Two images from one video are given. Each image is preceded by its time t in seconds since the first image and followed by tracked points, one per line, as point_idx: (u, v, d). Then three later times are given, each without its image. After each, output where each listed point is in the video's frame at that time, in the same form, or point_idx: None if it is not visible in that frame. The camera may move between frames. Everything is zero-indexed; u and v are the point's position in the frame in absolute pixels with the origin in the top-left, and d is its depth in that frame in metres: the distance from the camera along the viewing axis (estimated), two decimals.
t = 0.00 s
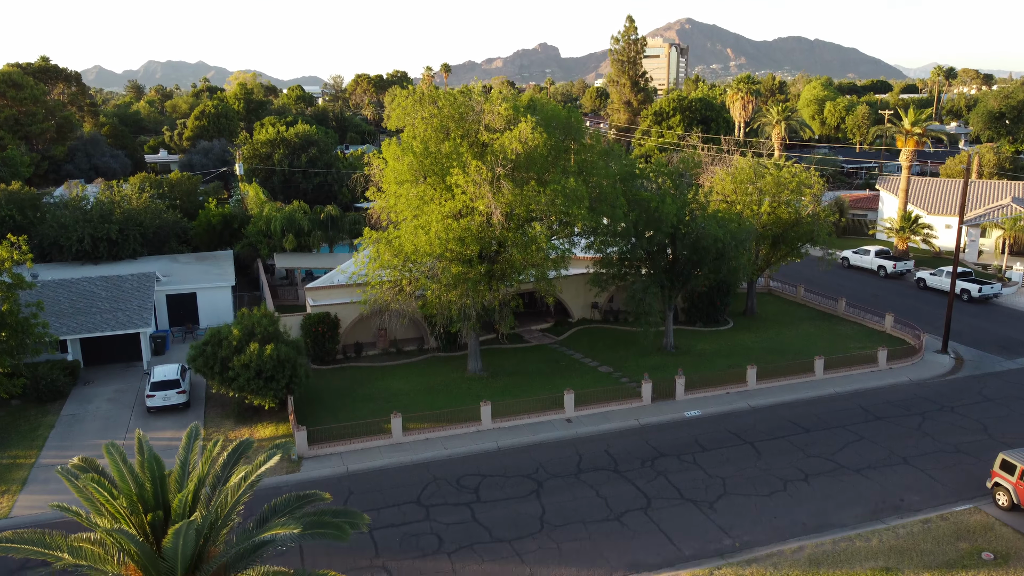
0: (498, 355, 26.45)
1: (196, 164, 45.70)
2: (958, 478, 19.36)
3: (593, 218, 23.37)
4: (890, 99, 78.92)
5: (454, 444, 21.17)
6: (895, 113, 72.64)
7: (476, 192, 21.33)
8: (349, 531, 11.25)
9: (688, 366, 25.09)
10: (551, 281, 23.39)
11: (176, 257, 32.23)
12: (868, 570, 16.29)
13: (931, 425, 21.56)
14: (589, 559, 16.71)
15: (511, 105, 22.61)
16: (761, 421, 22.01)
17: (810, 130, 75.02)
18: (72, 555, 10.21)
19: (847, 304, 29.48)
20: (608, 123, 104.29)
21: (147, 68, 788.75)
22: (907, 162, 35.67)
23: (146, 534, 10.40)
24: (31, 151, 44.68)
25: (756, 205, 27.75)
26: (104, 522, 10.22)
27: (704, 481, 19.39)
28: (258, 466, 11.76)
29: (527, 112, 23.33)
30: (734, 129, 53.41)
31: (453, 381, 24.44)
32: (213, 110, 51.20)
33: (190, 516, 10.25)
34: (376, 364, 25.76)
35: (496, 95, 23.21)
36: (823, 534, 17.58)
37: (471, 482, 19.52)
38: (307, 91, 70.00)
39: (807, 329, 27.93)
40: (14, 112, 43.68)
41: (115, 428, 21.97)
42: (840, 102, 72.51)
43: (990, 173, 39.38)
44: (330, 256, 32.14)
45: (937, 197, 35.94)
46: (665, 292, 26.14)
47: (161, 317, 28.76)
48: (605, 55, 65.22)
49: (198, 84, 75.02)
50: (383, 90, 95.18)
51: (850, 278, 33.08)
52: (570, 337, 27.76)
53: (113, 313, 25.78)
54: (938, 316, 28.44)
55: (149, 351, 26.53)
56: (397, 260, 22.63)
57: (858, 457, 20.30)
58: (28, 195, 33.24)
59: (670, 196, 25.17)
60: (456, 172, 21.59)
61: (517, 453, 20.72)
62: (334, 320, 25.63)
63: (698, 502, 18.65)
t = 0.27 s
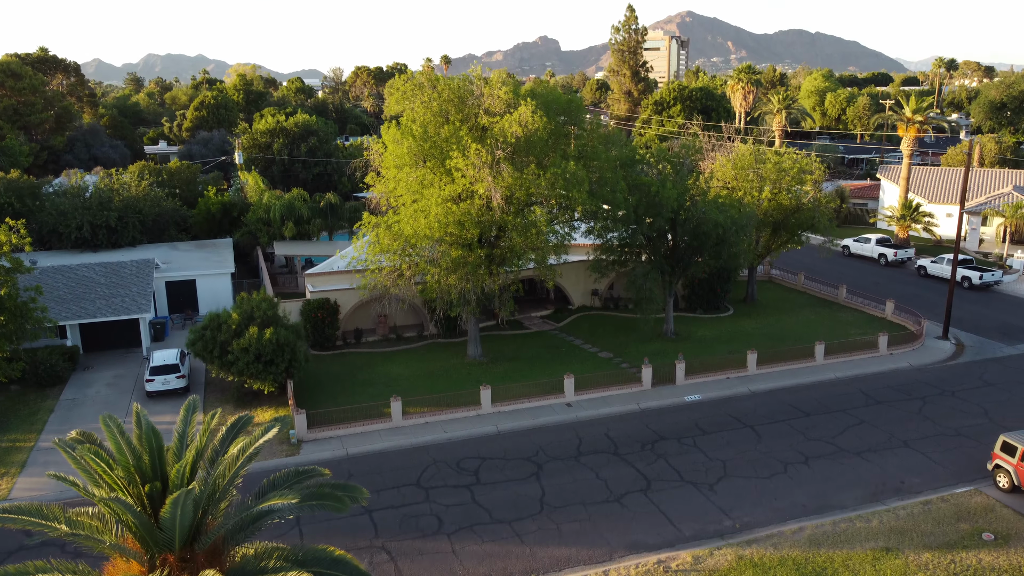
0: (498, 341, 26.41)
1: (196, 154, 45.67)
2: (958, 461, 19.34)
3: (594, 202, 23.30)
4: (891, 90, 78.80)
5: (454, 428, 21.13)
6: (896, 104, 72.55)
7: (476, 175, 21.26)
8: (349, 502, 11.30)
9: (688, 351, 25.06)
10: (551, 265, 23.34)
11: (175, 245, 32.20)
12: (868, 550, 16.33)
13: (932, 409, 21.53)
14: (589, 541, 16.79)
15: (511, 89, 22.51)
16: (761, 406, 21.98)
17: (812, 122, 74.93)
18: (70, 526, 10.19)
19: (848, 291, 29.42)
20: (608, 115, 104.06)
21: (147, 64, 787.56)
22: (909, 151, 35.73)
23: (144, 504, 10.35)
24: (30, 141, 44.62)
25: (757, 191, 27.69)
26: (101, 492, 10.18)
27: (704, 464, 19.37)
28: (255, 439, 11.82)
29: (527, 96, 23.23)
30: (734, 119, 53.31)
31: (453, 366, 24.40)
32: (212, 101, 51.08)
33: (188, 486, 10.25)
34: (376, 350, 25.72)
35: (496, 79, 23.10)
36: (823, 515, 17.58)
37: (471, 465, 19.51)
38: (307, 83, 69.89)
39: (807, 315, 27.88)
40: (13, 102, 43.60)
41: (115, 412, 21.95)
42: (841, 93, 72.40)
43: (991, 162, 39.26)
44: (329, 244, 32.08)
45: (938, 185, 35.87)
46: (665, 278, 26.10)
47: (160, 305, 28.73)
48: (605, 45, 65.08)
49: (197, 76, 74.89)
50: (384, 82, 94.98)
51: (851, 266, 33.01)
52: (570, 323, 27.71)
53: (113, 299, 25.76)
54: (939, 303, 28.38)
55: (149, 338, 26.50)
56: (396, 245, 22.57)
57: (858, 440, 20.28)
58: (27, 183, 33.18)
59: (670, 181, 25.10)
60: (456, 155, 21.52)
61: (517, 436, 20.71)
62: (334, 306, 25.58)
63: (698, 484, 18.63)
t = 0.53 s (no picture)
0: (498, 327, 26.36)
1: (195, 144, 45.62)
2: (959, 444, 19.31)
3: (594, 186, 23.22)
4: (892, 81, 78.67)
5: (454, 412, 21.10)
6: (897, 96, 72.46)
7: (476, 159, 21.18)
8: (348, 475, 11.39)
9: (688, 337, 25.02)
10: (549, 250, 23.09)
11: (174, 232, 32.14)
12: (868, 531, 16.34)
13: (932, 393, 21.50)
14: (589, 522, 16.81)
15: (511, 72, 22.39)
16: (761, 390, 21.96)
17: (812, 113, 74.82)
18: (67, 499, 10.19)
19: (849, 278, 29.35)
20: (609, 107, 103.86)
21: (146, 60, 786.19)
22: (910, 139, 35.67)
23: (141, 475, 10.31)
24: (29, 131, 44.53)
25: (758, 177, 27.61)
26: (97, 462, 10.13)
27: (704, 447, 19.34)
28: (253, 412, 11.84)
29: (527, 80, 23.13)
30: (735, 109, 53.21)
31: (453, 351, 24.37)
32: (212, 92, 51.00)
33: (185, 457, 10.21)
34: (376, 336, 25.67)
35: (496, 62, 22.98)
36: (824, 497, 17.56)
37: (470, 448, 19.47)
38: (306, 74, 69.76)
39: (807, 302, 27.81)
40: (12, 92, 43.49)
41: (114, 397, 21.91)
42: (842, 85, 72.29)
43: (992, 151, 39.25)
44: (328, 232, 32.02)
45: (939, 174, 35.80)
46: (665, 264, 26.04)
47: (160, 292, 28.67)
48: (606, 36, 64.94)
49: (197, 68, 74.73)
50: (383, 74, 94.77)
51: (852, 254, 32.94)
52: (570, 310, 27.65)
53: (112, 285, 25.71)
54: (940, 290, 28.34)
55: (148, 324, 26.45)
56: (395, 229, 22.49)
57: (859, 423, 20.25)
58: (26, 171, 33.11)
59: (671, 166, 25.03)
60: (455, 138, 21.43)
61: (517, 420, 20.68)
62: (334, 292, 25.52)
63: (698, 466, 18.59)
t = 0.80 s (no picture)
0: (498, 313, 26.30)
1: (194, 134, 45.59)
2: (960, 427, 19.27)
3: (594, 170, 23.13)
4: (893, 73, 78.54)
5: (453, 396, 21.06)
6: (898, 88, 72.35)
7: (475, 141, 21.08)
8: (347, 448, 11.44)
9: (689, 323, 24.97)
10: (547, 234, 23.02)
11: (173, 220, 32.07)
12: (868, 512, 16.34)
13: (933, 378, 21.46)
14: (589, 503, 16.81)
15: (511, 55, 22.25)
16: (762, 374, 21.93)
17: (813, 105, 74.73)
18: (63, 470, 10.14)
19: (849, 266, 29.28)
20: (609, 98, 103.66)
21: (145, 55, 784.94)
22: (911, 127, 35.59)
23: (138, 446, 10.24)
24: (28, 121, 44.42)
25: (759, 163, 27.52)
26: (94, 432, 10.05)
27: (705, 429, 19.30)
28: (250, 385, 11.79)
29: (527, 63, 23.00)
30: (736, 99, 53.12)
31: (453, 337, 24.31)
32: (211, 82, 50.92)
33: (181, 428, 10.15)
34: (376, 322, 25.60)
35: (496, 45, 22.83)
36: (824, 478, 17.54)
37: (470, 430, 19.43)
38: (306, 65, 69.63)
39: (808, 289, 27.75)
40: (10, 82, 43.37)
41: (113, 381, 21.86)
42: (843, 76, 72.18)
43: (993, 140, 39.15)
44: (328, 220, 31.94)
45: (941, 162, 35.72)
46: (665, 250, 25.99)
47: (159, 278, 28.62)
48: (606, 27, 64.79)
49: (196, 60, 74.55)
50: (383, 66, 94.55)
51: (853, 242, 32.87)
52: (570, 296, 27.60)
53: (110, 270, 25.65)
54: (941, 277, 28.29)
55: (147, 310, 26.39)
56: (395, 213, 22.41)
57: (860, 406, 20.21)
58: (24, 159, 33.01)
59: (672, 151, 24.94)
60: (454, 121, 21.32)
61: (517, 403, 20.64)
62: (333, 278, 25.44)
63: (699, 449, 18.55)
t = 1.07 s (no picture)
0: (498, 299, 26.22)
1: (194, 124, 45.56)
2: (962, 410, 19.23)
3: (594, 154, 23.02)
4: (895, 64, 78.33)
5: (453, 379, 21.01)
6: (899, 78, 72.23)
7: (475, 124, 20.98)
8: (345, 420, 11.18)
9: (689, 308, 24.92)
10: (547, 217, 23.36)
11: (172, 208, 32.01)
12: (869, 493, 16.34)
13: (935, 362, 21.41)
14: (589, 484, 16.78)
15: (510, 37, 22.11)
16: (763, 358, 21.88)
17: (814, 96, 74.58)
18: (60, 442, 10.09)
19: (851, 252, 29.18)
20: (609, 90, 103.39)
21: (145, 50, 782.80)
22: (913, 114, 35.51)
23: (134, 417, 10.17)
24: (26, 111, 44.29)
25: (760, 149, 27.44)
26: (89, 402, 9.97)
27: (705, 412, 19.26)
28: (248, 358, 11.69)
29: (527, 46, 22.87)
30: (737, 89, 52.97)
31: (453, 322, 24.26)
32: (210, 72, 50.87)
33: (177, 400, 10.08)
34: (376, 308, 25.52)
35: (495, 28, 22.69)
36: (825, 460, 17.51)
37: (470, 413, 19.39)
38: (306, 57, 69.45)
39: (809, 276, 27.68)
40: (9, 72, 43.23)
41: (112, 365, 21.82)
42: (844, 67, 72.01)
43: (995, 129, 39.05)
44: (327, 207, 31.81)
45: (942, 150, 35.64)
46: (666, 236, 25.91)
47: (158, 265, 28.56)
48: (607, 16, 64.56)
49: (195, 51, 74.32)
50: (383, 57, 94.28)
51: (853, 230, 32.77)
52: (570, 283, 27.54)
53: (109, 256, 25.60)
54: (943, 264, 28.21)
55: (146, 296, 26.35)
56: (394, 196, 22.31)
57: (861, 389, 20.17)
58: (23, 147, 32.91)
59: (672, 135, 24.84)
60: (453, 103, 21.20)
61: (518, 387, 20.60)
62: (332, 264, 25.35)
63: (699, 431, 18.51)
